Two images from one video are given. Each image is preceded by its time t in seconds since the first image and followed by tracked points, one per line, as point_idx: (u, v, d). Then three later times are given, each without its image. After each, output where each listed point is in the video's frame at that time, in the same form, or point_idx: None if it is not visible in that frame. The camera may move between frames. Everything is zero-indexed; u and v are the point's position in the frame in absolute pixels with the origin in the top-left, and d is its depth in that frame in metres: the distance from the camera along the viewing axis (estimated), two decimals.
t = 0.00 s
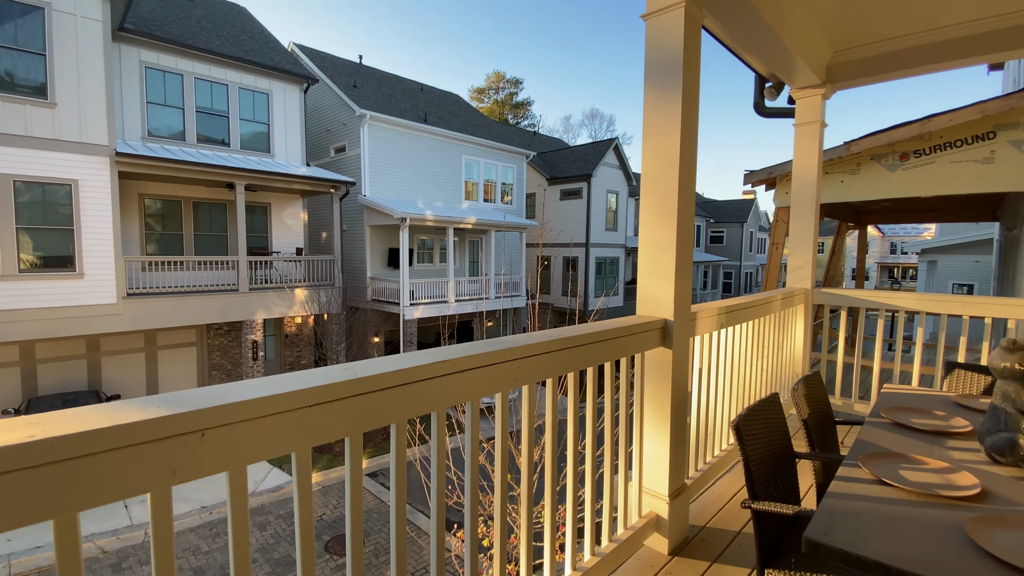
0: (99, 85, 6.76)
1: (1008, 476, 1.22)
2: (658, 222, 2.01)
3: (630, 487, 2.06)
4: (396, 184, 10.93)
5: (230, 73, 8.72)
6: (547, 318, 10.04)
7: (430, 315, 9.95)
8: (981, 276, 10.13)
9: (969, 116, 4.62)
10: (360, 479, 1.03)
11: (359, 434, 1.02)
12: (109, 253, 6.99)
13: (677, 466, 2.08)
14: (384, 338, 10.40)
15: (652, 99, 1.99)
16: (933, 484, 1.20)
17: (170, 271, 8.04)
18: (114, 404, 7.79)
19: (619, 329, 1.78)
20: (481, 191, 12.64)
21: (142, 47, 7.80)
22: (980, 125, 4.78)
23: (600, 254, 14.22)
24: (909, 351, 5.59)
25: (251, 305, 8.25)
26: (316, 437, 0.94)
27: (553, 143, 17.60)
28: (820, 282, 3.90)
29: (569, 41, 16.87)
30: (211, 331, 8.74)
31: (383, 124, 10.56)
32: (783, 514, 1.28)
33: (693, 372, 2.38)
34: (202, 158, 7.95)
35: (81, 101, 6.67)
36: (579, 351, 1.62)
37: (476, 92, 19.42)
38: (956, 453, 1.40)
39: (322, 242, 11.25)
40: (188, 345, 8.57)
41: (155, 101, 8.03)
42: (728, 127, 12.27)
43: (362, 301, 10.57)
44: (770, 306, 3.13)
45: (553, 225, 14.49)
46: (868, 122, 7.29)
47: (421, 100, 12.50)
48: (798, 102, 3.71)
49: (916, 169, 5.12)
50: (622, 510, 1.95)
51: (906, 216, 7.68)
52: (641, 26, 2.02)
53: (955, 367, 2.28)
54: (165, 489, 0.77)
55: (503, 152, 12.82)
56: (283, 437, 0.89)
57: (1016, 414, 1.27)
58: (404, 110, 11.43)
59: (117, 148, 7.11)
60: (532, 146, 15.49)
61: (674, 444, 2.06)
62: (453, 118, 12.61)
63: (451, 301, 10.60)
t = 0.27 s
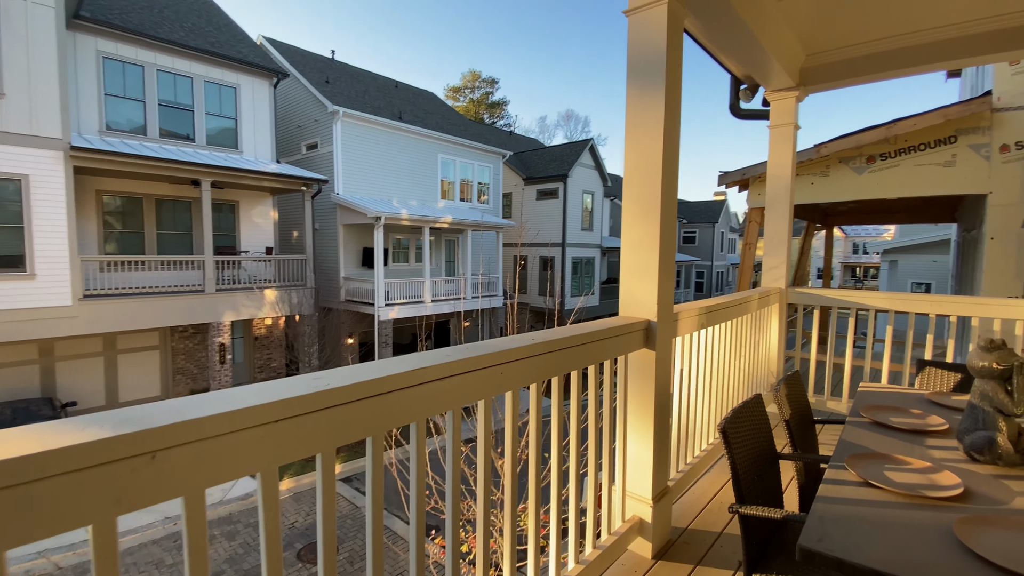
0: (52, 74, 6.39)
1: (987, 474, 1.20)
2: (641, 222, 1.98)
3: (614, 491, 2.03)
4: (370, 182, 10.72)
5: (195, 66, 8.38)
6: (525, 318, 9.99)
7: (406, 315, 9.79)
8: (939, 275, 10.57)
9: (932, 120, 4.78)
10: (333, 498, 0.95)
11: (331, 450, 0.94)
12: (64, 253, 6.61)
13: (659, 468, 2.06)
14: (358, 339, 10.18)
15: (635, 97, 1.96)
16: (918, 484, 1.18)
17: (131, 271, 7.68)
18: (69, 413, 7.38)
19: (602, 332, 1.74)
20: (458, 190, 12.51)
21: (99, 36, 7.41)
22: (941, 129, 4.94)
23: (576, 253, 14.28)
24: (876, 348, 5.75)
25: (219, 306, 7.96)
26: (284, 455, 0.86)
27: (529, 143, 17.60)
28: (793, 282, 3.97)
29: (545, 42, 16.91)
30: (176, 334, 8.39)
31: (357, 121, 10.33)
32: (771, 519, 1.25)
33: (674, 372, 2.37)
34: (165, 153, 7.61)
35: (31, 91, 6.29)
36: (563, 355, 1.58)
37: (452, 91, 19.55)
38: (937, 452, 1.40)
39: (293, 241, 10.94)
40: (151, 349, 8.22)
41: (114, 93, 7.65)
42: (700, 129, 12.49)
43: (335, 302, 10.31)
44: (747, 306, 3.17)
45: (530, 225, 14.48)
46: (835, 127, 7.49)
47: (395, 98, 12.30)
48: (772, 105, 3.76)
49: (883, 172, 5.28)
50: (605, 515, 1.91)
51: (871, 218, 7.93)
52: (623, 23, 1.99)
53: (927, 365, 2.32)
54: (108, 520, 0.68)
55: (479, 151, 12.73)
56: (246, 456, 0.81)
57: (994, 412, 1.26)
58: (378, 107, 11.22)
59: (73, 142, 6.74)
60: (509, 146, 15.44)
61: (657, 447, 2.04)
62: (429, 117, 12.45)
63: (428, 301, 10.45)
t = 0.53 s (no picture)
0: None
1: (961, 478, 1.21)
2: (613, 224, 1.93)
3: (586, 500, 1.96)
4: (331, 181, 10.37)
5: (140, 55, 7.85)
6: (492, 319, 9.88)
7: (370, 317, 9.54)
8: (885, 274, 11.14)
9: (882, 127, 4.99)
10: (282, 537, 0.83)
11: (280, 482, 0.83)
12: None
13: (631, 475, 2.02)
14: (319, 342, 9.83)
15: (606, 95, 1.91)
16: (895, 491, 1.17)
17: (69, 274, 7.13)
18: None
19: (574, 338, 1.67)
20: (423, 190, 12.27)
21: (30, 20, 6.83)
22: (897, 133, 5.18)
23: (543, 254, 14.29)
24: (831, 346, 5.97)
25: (168, 310, 7.50)
26: (223, 491, 0.74)
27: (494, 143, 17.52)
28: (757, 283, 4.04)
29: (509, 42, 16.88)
30: (120, 339, 7.84)
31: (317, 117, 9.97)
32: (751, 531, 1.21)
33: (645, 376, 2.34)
34: (106, 147, 7.10)
35: None
36: (535, 364, 1.49)
37: (416, 89, 19.66)
38: (909, 456, 1.40)
39: (248, 241, 10.46)
40: (92, 356, 7.66)
41: (47, 82, 7.08)
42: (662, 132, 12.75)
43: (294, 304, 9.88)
44: (713, 307, 3.19)
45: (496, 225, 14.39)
46: (791, 132, 7.75)
47: (357, 94, 11.97)
48: (736, 108, 3.83)
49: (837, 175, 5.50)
50: (578, 526, 1.85)
51: (824, 220, 8.26)
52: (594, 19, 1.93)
53: (889, 365, 2.38)
54: None
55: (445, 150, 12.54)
56: (175, 496, 0.69)
57: (967, 415, 1.28)
58: (340, 103, 10.88)
59: None
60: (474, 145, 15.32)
61: (629, 453, 2.00)
62: (393, 114, 12.18)
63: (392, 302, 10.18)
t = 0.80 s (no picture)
0: None
1: (916, 477, 1.23)
2: (573, 224, 1.88)
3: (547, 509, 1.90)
4: (278, 177, 9.90)
5: (63, 39, 7.20)
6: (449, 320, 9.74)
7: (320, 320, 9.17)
8: (823, 273, 11.81)
9: (824, 132, 5.23)
10: None
11: (200, 525, 0.69)
12: None
13: (592, 480, 1.97)
14: (265, 347, 9.37)
15: (564, 92, 1.86)
16: (854, 492, 1.17)
17: None
18: None
19: (535, 342, 1.60)
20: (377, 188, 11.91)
21: None
22: (835, 139, 5.46)
23: (501, 253, 14.23)
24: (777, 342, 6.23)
25: (96, 316, 6.91)
26: (121, 542, 0.60)
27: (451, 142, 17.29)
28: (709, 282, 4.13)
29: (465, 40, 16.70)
30: (41, 349, 7.11)
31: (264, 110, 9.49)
32: (717, 538, 1.19)
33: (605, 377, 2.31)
34: (22, 137, 6.45)
35: None
36: (497, 371, 1.40)
37: (370, 85, 18.83)
38: (863, 454, 1.43)
39: (187, 241, 9.83)
40: (9, 366, 6.92)
41: None
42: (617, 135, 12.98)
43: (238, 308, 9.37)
44: (669, 307, 3.22)
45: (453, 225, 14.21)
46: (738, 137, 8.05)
47: (306, 88, 11.50)
48: (688, 111, 3.90)
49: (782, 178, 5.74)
50: (539, 536, 1.78)
51: (768, 221, 8.64)
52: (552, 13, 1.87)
53: (836, 360, 2.47)
54: None
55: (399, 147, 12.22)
56: (57, 551, 0.55)
57: (918, 413, 1.33)
58: (287, 97, 10.40)
59: None
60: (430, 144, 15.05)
61: (590, 457, 1.95)
62: (344, 110, 11.76)
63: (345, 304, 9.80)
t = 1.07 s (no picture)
0: None
1: (858, 469, 1.28)
2: (526, 223, 1.84)
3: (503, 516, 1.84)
4: (213, 172, 9.30)
5: None
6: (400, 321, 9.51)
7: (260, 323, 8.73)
8: (761, 271, 12.48)
9: (762, 138, 5.50)
10: None
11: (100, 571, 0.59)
12: None
13: (547, 483, 1.94)
14: (201, 353, 8.77)
15: (516, 89, 1.81)
16: (803, 486, 1.20)
17: None
18: None
19: (490, 344, 1.53)
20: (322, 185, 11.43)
21: None
22: (772, 144, 5.74)
23: (453, 253, 14.06)
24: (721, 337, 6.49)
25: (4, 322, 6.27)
26: None
27: (400, 139, 16.92)
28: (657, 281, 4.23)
29: (414, 35, 16.38)
30: None
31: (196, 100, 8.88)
32: (673, 539, 1.19)
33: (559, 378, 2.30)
34: None
35: None
36: (450, 375, 1.33)
37: (315, 77, 18.50)
38: (809, 447, 1.48)
39: (110, 240, 9.04)
40: None
41: None
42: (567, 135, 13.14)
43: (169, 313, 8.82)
44: (619, 305, 3.25)
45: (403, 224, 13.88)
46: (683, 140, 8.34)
47: (244, 78, 10.88)
48: (636, 113, 3.96)
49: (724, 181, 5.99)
50: (494, 544, 1.73)
51: (711, 222, 9.01)
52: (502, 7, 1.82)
53: (777, 355, 2.58)
54: None
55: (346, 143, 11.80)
56: None
57: (858, 407, 1.39)
58: (223, 87, 9.79)
59: None
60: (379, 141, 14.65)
61: (545, 460, 1.92)
62: (286, 103, 11.23)
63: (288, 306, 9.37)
